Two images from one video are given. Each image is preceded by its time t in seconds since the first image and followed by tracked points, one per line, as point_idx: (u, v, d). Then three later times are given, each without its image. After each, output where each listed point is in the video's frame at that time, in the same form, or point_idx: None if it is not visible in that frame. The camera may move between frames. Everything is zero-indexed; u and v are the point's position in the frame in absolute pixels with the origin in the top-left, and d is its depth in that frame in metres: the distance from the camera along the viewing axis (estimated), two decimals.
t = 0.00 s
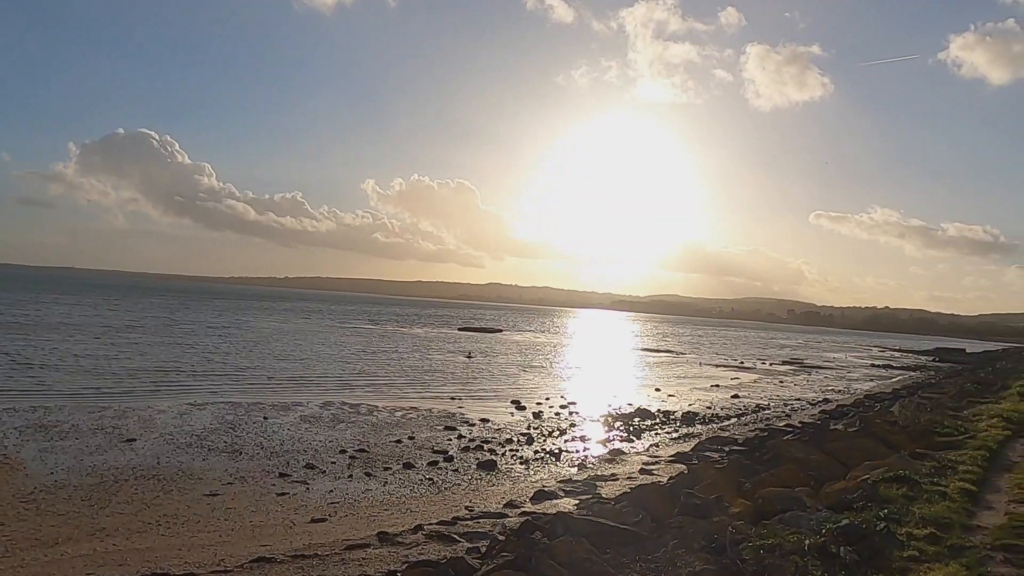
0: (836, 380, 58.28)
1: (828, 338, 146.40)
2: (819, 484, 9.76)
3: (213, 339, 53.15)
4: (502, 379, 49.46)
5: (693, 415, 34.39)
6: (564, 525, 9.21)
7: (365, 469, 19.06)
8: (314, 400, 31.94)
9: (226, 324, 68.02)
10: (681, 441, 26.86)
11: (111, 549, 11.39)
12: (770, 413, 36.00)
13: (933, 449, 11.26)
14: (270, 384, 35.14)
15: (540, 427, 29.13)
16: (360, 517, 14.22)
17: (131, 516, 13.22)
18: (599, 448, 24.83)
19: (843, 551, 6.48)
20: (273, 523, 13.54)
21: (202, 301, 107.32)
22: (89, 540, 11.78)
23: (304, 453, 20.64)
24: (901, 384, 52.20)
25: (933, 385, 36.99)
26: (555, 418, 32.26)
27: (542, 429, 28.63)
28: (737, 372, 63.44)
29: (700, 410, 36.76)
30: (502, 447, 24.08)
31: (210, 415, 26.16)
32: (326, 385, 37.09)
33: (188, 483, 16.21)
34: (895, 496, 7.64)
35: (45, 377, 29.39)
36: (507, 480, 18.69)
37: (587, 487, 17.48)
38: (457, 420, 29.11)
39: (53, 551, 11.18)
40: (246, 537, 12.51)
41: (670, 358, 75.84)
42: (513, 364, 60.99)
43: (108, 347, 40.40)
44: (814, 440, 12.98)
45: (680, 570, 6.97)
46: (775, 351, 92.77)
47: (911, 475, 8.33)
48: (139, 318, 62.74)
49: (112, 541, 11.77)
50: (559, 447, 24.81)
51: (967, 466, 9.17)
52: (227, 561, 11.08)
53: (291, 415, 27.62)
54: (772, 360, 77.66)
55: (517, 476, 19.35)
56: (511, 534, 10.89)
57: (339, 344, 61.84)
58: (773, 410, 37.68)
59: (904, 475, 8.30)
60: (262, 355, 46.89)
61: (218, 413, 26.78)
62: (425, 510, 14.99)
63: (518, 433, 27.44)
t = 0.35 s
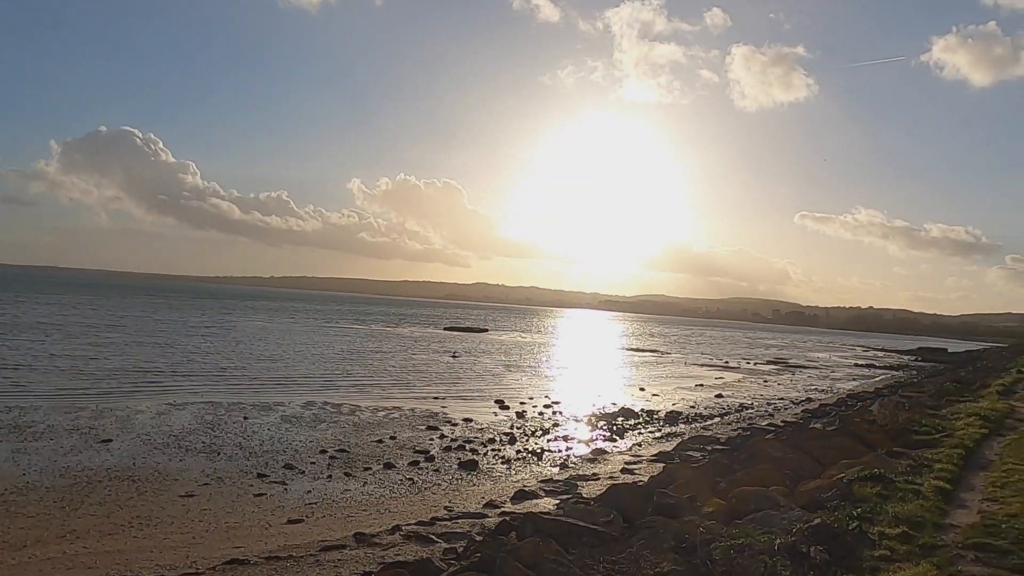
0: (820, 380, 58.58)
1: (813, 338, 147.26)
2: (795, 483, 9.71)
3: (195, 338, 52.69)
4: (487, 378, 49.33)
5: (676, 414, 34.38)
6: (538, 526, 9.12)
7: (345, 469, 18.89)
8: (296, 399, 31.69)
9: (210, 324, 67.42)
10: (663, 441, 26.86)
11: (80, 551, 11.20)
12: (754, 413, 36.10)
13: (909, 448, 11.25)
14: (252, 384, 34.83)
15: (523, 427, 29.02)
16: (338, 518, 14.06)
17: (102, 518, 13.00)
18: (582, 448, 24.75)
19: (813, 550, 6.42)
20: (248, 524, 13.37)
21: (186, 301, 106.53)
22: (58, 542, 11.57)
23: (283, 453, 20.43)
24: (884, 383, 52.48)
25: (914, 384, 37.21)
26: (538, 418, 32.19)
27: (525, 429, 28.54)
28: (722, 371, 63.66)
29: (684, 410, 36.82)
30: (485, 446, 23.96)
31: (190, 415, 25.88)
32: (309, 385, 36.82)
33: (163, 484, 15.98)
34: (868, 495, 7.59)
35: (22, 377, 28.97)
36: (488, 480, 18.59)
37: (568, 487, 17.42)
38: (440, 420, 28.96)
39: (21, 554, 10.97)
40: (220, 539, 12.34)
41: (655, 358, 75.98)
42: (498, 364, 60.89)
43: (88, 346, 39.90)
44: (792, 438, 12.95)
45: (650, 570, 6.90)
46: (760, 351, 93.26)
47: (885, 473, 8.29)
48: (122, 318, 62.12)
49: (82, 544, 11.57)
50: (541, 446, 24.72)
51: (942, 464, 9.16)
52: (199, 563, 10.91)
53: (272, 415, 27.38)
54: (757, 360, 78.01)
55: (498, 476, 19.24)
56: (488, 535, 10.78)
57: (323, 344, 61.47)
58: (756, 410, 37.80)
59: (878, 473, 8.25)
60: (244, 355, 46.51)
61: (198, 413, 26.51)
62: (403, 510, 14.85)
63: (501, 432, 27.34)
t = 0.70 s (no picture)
0: (803, 378, 58.73)
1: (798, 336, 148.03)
2: (766, 481, 9.61)
3: (177, 338, 52.17)
4: (471, 378, 49.10)
5: (659, 413, 34.33)
6: (503, 528, 8.96)
7: (320, 469, 18.64)
8: (275, 399, 31.36)
9: (192, 323, 66.72)
10: (645, 439, 26.77)
11: (41, 555, 10.91)
12: (736, 411, 36.12)
13: (883, 445, 11.20)
14: (232, 384, 34.44)
15: (504, 426, 28.82)
16: (310, 518, 13.83)
17: (67, 520, 12.71)
18: (561, 446, 24.62)
19: (774, 550, 6.30)
20: (217, 525, 13.11)
21: (169, 300, 105.58)
22: (19, 545, 11.29)
23: (258, 453, 20.14)
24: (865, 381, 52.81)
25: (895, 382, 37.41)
26: (520, 416, 32.02)
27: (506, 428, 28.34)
28: (707, 370, 63.76)
29: (667, 408, 36.77)
30: (465, 446, 23.77)
31: (166, 415, 25.50)
32: (289, 384, 36.46)
33: (133, 485, 15.67)
34: (836, 492, 7.49)
35: None
36: (465, 479, 18.40)
37: (546, 486, 17.28)
38: (421, 419, 28.75)
39: None
40: (187, 541, 12.09)
41: (641, 357, 76.06)
42: (483, 363, 60.71)
43: (65, 346, 39.31)
44: (767, 436, 12.87)
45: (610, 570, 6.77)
46: (745, 350, 93.58)
47: (855, 470, 8.19)
48: (102, 317, 61.39)
49: (43, 547, 11.28)
50: (521, 445, 24.56)
51: (913, 461, 9.09)
52: (163, 566, 10.65)
53: (250, 415, 27.04)
54: (742, 359, 78.26)
55: (476, 475, 19.04)
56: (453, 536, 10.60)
57: (307, 344, 61.04)
58: (739, 408, 37.84)
59: (847, 470, 8.15)
60: (226, 355, 46.05)
61: (174, 413, 26.13)
62: (378, 510, 14.62)
63: (482, 431, 27.14)
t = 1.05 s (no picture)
0: (786, 376, 58.85)
1: (782, 334, 148.70)
2: (738, 482, 9.48)
3: (156, 337, 51.53)
4: (455, 376, 48.74)
5: (641, 411, 34.26)
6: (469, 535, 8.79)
7: (295, 469, 18.37)
8: (254, 398, 30.98)
9: (173, 322, 65.92)
10: (626, 437, 26.67)
11: None
12: (718, 409, 36.07)
13: (858, 444, 11.12)
14: (210, 383, 33.97)
15: (485, 425, 28.62)
16: (281, 520, 13.59)
17: (30, 523, 12.39)
18: (541, 445, 24.47)
19: (738, 557, 6.18)
20: (185, 527, 12.85)
21: (150, 298, 104.38)
22: None
23: (233, 453, 19.84)
24: (847, 378, 53.08)
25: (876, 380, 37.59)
26: (502, 415, 31.82)
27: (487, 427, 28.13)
28: (691, 368, 63.78)
29: (649, 406, 36.67)
30: (444, 445, 23.55)
31: (141, 415, 25.09)
32: (269, 383, 36.02)
33: (101, 486, 15.35)
34: (806, 494, 7.37)
35: None
36: (442, 479, 18.19)
37: (524, 485, 17.10)
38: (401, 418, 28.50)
39: None
40: (153, 543, 11.82)
41: (625, 355, 76.03)
42: (467, 362, 60.44)
43: (39, 345, 38.61)
44: (743, 435, 12.76)
45: None
46: (729, 348, 93.75)
47: (826, 471, 8.08)
48: (81, 316, 60.52)
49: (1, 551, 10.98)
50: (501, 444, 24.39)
51: (887, 461, 9.00)
52: (126, 572, 10.38)
53: (227, 414, 26.65)
54: (726, 357, 78.37)
55: (454, 475, 18.83)
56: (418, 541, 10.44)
57: (289, 342, 60.44)
58: (721, 406, 37.82)
59: (818, 471, 8.04)
60: (205, 354, 45.52)
61: (150, 412, 25.71)
62: (351, 511, 14.40)
63: (462, 430, 26.91)
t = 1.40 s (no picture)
0: (772, 376, 58.95)
1: (769, 334, 149.32)
2: (717, 485, 9.28)
3: (139, 338, 51.03)
4: (440, 377, 48.45)
5: (626, 411, 34.09)
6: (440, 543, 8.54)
7: (272, 472, 18.04)
8: (234, 399, 30.58)
9: (156, 323, 65.25)
10: (610, 438, 26.50)
11: None
12: (704, 410, 35.99)
13: (840, 445, 10.96)
14: (190, 385, 33.51)
15: (468, 426, 28.37)
16: (254, 524, 13.27)
17: None
18: (525, 446, 24.26)
19: (710, 567, 5.98)
20: (154, 532, 12.50)
21: (134, 298, 103.57)
22: None
23: (209, 456, 19.46)
24: (832, 379, 53.24)
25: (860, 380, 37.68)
26: (486, 416, 31.56)
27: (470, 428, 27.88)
28: (677, 368, 63.81)
29: (635, 407, 36.55)
30: (426, 446, 23.29)
31: (117, 416, 24.67)
32: (251, 385, 35.61)
33: (70, 491, 14.96)
34: (784, 498, 7.17)
35: None
36: (423, 481, 17.91)
37: (505, 487, 16.87)
38: (383, 419, 28.19)
39: None
40: (119, 549, 11.47)
41: (612, 355, 76.00)
42: (453, 363, 60.22)
43: (16, 346, 38.00)
44: (725, 436, 12.57)
45: None
46: (716, 348, 93.97)
47: (806, 474, 7.87)
48: (62, 317, 59.76)
49: None
50: (484, 445, 24.16)
51: (868, 462, 8.84)
52: None
53: (206, 416, 26.25)
54: (713, 358, 78.52)
55: (434, 477, 18.56)
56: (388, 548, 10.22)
57: (273, 343, 59.95)
58: (706, 407, 37.75)
59: (798, 473, 7.85)
60: (188, 355, 45.08)
61: (127, 414, 25.27)
62: (327, 515, 14.08)
63: (445, 431, 26.66)
